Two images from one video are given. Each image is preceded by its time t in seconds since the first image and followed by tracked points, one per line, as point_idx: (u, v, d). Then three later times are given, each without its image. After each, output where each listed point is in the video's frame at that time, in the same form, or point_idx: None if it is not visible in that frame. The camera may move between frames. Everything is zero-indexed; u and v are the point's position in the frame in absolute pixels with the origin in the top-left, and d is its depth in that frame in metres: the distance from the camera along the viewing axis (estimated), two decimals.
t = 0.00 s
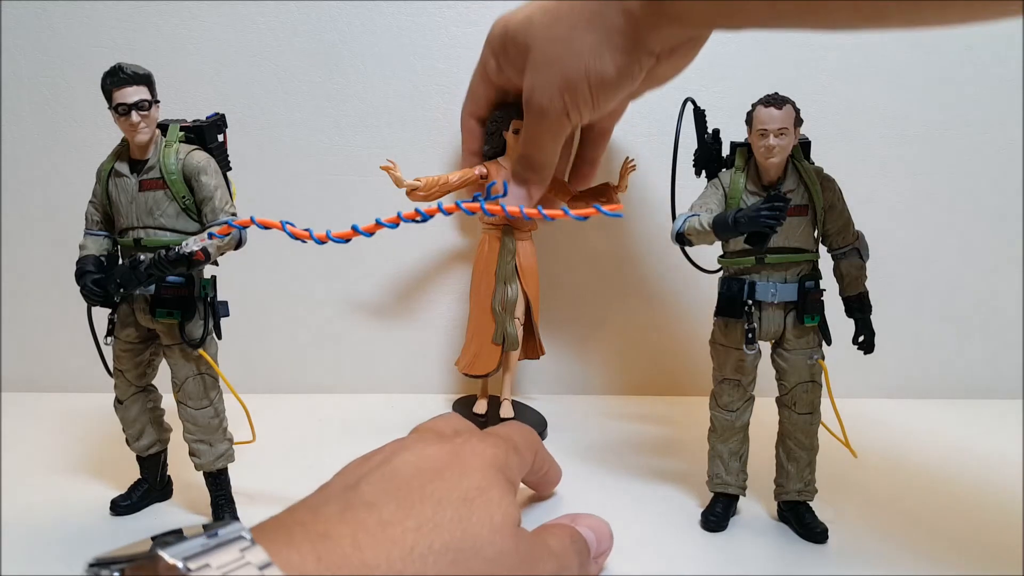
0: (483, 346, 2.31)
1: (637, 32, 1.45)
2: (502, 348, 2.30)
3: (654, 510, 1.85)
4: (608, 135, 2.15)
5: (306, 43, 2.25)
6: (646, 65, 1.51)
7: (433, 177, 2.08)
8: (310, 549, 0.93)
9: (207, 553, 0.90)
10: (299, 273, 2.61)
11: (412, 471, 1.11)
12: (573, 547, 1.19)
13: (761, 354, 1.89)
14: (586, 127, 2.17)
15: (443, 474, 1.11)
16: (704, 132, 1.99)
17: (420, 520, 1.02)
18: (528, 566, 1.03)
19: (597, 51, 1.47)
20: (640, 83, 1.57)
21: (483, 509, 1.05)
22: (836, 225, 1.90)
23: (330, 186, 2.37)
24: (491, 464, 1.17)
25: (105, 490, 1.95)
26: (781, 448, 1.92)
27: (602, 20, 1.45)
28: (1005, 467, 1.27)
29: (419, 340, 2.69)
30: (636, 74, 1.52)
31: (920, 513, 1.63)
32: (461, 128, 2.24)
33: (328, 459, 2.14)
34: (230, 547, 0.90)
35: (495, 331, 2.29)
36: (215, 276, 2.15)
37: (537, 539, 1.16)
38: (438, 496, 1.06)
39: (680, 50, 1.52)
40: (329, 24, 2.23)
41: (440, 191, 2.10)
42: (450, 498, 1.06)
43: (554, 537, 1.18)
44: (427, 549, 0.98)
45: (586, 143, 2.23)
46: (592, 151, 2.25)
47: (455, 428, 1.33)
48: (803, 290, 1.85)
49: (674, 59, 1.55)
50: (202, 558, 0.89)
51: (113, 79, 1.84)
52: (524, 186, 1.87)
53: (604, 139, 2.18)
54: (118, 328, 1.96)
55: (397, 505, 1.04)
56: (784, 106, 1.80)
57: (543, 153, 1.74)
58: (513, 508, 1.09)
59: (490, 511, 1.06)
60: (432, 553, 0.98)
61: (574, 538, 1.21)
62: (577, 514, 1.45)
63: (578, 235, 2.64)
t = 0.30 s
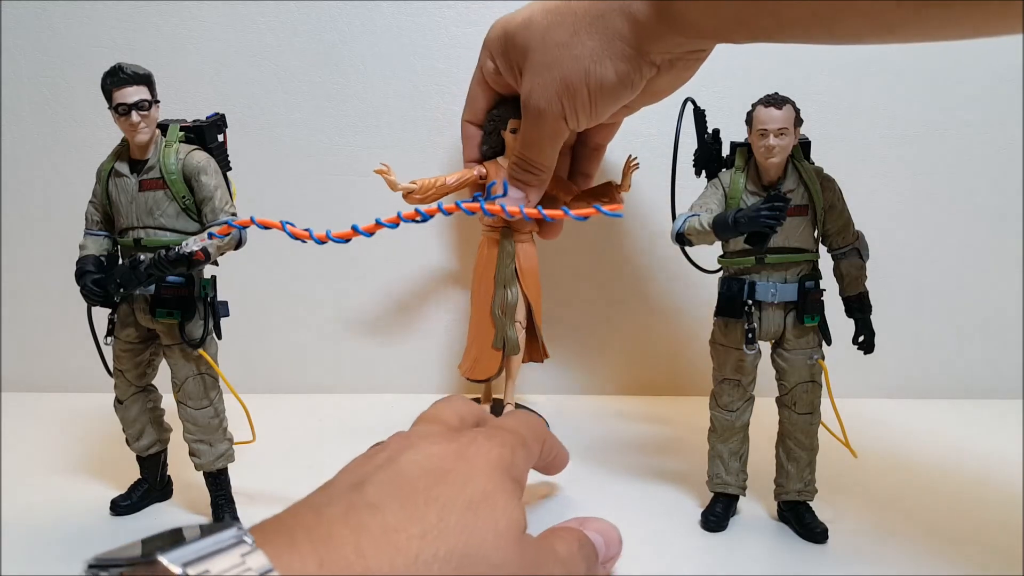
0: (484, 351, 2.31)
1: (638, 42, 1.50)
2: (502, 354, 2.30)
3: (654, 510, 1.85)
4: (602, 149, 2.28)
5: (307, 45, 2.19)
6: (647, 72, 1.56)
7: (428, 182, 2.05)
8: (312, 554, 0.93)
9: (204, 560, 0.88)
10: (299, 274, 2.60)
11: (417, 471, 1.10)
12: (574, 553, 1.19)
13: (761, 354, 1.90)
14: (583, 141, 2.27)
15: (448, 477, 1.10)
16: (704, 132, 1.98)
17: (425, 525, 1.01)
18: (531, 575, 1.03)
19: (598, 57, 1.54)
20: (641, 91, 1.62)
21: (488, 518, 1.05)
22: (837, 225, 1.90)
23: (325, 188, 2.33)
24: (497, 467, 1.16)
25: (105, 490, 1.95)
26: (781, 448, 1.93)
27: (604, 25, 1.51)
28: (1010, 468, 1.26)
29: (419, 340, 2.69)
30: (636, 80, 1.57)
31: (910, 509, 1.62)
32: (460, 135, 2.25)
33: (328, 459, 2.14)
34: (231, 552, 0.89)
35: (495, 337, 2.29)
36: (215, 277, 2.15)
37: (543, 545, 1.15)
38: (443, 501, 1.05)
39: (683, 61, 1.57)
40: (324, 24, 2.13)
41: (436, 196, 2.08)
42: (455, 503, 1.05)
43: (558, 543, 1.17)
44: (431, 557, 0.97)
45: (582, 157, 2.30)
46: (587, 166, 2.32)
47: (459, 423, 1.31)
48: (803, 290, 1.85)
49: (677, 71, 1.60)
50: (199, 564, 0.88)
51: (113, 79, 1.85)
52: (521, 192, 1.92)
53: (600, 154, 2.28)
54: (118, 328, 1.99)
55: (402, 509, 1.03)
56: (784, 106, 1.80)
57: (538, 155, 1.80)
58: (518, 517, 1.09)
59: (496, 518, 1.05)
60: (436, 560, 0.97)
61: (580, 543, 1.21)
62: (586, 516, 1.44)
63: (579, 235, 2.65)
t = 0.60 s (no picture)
0: (480, 368, 2.29)
1: (654, 22, 1.49)
2: (498, 371, 2.28)
3: (653, 510, 1.86)
4: (600, 146, 2.26)
5: (307, 45, 2.01)
6: (660, 56, 1.55)
7: (412, 186, 2.06)
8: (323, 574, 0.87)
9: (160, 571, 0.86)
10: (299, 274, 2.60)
11: (437, 484, 1.07)
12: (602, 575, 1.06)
13: (761, 354, 1.91)
14: (581, 138, 2.25)
15: (468, 490, 1.07)
16: (704, 132, 1.97)
17: (443, 545, 0.97)
18: None
19: (610, 37, 1.52)
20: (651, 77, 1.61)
21: (509, 538, 1.03)
22: (837, 225, 1.89)
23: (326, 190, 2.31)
24: (517, 483, 1.14)
25: (106, 490, 1.96)
26: (781, 448, 1.95)
27: (615, 4, 1.51)
28: (1012, 468, 1.26)
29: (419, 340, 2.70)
30: (649, 63, 1.55)
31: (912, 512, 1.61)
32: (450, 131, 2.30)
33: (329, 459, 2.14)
34: (232, 569, 0.84)
35: (490, 353, 2.27)
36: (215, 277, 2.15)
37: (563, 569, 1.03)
38: (465, 519, 1.02)
39: (695, 46, 1.56)
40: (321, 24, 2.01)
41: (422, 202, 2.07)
42: (477, 522, 1.02)
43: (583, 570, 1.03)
44: None
45: (580, 155, 2.28)
46: (585, 165, 2.30)
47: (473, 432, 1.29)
48: (803, 291, 1.86)
49: (690, 57, 1.60)
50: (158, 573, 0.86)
51: (114, 80, 1.90)
52: (518, 194, 1.87)
53: (598, 151, 2.27)
54: (118, 328, 2.04)
55: (421, 525, 0.99)
56: (784, 106, 1.79)
57: (537, 147, 1.76)
58: (540, 540, 1.07)
59: (519, 540, 1.03)
60: None
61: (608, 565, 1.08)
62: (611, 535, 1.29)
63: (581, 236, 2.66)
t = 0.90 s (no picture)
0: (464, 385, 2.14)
1: (669, 14, 1.47)
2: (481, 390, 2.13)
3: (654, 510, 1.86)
4: (593, 148, 2.21)
5: (307, 45, 2.00)
6: (671, 52, 1.53)
7: (388, 190, 2.08)
8: None
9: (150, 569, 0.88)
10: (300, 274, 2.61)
11: (438, 486, 1.07)
12: None
13: (761, 354, 1.91)
14: (574, 139, 2.19)
15: (470, 495, 1.08)
16: (704, 131, 1.97)
17: (447, 551, 0.97)
18: None
19: (620, 27, 1.51)
20: (658, 75, 1.59)
21: (512, 545, 1.03)
22: (837, 225, 1.89)
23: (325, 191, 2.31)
24: (518, 488, 1.15)
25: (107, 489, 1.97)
26: (780, 448, 1.95)
27: None
28: (1012, 470, 1.26)
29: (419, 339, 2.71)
30: (659, 58, 1.53)
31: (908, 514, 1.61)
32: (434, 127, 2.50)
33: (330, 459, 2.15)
34: None
35: (474, 370, 2.13)
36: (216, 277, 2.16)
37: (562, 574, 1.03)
38: (468, 525, 1.02)
39: (708, 44, 1.54)
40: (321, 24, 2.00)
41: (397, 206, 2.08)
42: (481, 527, 1.03)
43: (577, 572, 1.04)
44: None
45: (573, 156, 2.22)
46: (577, 167, 2.24)
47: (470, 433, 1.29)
48: (803, 291, 1.86)
49: (704, 53, 1.56)
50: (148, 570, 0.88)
51: (113, 80, 1.96)
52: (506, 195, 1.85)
53: (591, 153, 2.21)
54: (118, 328, 2.06)
55: (424, 530, 0.98)
56: (784, 105, 1.79)
57: (531, 144, 1.74)
58: (542, 546, 1.07)
59: (521, 547, 1.04)
60: None
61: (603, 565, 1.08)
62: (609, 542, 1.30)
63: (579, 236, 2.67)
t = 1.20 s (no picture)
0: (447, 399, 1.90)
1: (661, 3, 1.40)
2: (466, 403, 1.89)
3: (654, 510, 1.86)
4: (581, 145, 2.11)
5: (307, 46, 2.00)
6: (662, 43, 1.45)
7: (366, 188, 1.78)
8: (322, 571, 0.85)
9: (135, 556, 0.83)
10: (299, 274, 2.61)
11: (436, 476, 1.07)
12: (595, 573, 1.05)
13: (761, 355, 1.91)
14: (560, 136, 2.09)
15: (469, 485, 1.07)
16: (704, 132, 1.96)
17: (444, 543, 0.96)
18: None
19: (610, 16, 1.43)
20: (647, 68, 1.51)
21: (512, 537, 1.02)
22: (837, 225, 1.89)
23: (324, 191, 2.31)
24: (518, 480, 1.14)
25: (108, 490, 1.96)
26: (781, 448, 1.95)
27: None
28: (1013, 470, 1.26)
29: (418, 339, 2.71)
30: (649, 50, 1.46)
31: (908, 513, 1.61)
32: (415, 126, 2.02)
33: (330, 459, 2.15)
34: (224, 566, 0.80)
35: (457, 382, 1.89)
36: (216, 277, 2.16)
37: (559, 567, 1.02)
38: (466, 516, 1.02)
39: (699, 36, 1.46)
40: (320, 24, 2.00)
41: (377, 206, 1.79)
42: (479, 519, 1.02)
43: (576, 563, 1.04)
44: None
45: (559, 155, 2.11)
46: (564, 165, 2.12)
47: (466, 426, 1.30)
48: (803, 291, 1.86)
49: (693, 47, 1.49)
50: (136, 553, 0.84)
51: (112, 79, 1.94)
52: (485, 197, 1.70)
53: (578, 151, 2.11)
54: (118, 329, 2.06)
55: (421, 520, 0.98)
56: (784, 105, 1.79)
57: (515, 140, 1.59)
58: (543, 539, 1.06)
59: (520, 539, 1.03)
60: None
61: (601, 561, 1.08)
62: (604, 532, 1.29)
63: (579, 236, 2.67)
